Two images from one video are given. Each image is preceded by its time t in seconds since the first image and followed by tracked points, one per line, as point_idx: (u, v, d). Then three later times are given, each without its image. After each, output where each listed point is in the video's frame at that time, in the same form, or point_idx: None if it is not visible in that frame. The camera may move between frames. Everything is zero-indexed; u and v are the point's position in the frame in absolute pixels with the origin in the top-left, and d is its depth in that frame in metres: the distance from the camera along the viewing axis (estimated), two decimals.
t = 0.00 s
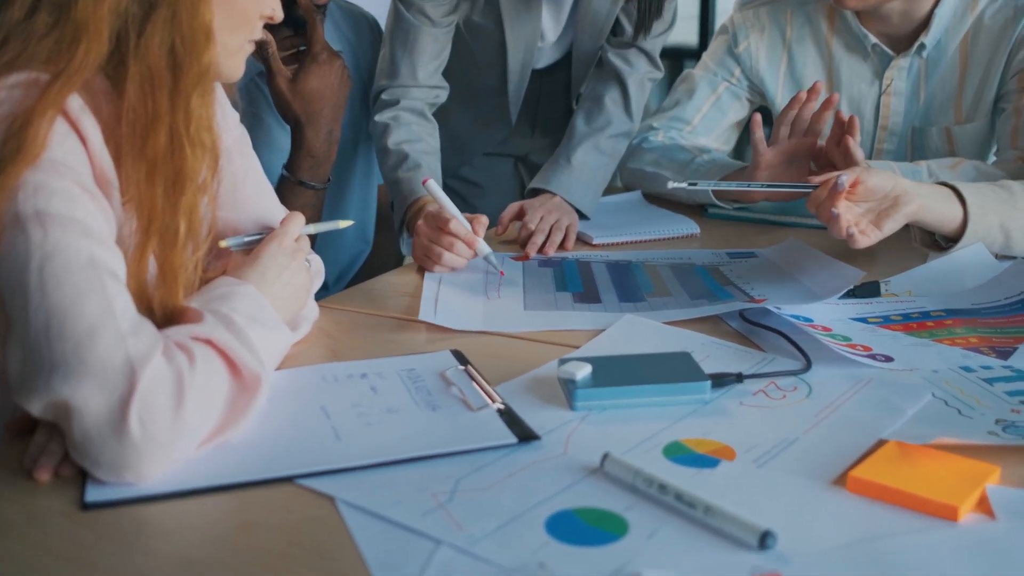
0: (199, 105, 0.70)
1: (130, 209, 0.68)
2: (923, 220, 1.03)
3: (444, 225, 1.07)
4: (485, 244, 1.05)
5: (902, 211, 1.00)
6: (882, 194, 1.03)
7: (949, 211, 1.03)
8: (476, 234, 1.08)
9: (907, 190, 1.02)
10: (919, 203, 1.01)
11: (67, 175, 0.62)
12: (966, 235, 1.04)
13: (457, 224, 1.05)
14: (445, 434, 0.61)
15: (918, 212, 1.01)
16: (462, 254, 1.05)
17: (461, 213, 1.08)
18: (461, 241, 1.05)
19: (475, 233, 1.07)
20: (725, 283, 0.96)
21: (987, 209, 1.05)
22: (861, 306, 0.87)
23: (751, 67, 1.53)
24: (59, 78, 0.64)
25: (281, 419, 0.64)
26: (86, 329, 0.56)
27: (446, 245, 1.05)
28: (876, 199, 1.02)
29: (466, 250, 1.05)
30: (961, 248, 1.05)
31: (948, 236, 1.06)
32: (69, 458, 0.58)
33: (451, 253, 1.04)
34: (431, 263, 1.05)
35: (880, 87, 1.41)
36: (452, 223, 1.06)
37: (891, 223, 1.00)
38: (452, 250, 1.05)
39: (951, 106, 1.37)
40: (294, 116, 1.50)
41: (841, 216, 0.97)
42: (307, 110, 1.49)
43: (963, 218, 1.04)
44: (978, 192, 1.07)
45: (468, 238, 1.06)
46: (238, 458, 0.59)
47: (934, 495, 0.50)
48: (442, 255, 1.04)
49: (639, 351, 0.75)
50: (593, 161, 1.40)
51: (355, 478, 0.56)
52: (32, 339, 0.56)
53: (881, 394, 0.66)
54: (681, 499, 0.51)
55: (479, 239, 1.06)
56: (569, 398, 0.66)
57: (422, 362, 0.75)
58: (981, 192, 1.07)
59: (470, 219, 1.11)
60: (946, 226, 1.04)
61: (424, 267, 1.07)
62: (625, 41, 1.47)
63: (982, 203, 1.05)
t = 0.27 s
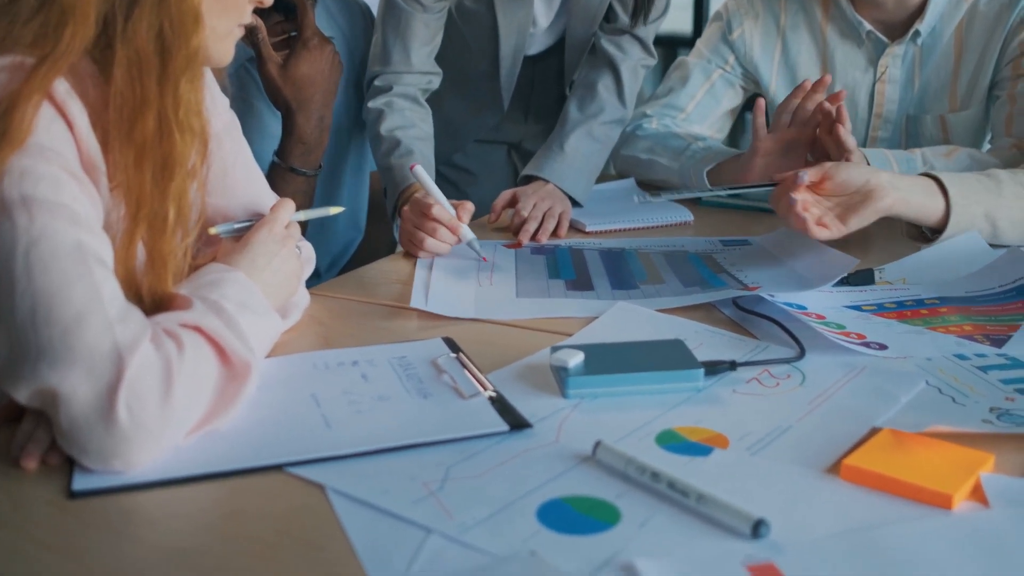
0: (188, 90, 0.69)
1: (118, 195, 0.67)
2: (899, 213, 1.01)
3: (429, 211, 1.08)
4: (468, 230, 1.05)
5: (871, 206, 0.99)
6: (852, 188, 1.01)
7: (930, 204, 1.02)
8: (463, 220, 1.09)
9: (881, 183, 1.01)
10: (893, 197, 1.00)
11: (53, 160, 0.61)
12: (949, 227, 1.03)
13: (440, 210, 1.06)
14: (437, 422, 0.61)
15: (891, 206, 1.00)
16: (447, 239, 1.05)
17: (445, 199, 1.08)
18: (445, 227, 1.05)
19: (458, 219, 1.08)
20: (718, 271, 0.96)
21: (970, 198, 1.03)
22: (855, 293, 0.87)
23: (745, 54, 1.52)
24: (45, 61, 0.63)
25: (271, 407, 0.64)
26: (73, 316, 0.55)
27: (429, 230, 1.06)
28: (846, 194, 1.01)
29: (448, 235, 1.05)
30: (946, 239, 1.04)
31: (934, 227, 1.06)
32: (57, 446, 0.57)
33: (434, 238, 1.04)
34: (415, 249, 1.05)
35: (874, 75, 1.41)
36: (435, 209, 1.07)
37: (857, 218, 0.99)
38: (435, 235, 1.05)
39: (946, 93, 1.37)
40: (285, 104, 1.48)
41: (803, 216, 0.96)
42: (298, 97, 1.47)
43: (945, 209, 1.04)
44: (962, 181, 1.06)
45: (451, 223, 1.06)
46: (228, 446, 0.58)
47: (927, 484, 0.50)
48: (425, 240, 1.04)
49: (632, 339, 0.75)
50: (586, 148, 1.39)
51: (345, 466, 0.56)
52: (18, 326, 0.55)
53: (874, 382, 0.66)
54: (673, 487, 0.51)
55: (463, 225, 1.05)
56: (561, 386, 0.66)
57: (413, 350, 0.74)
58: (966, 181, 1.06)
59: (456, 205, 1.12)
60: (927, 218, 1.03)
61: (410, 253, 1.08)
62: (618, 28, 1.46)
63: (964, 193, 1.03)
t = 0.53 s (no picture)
0: (178, 81, 0.68)
1: (107, 188, 0.66)
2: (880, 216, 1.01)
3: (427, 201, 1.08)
4: (466, 221, 1.06)
5: (851, 210, 0.98)
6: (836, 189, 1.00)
7: (913, 207, 1.01)
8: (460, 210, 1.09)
9: (864, 187, 0.99)
10: (874, 201, 0.99)
11: (40, 151, 0.60)
12: (936, 226, 1.02)
13: (438, 201, 1.06)
14: (431, 418, 0.60)
15: (873, 210, 0.99)
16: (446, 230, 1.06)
17: (443, 190, 1.08)
18: (444, 218, 1.05)
19: (455, 210, 1.08)
20: (714, 265, 0.95)
21: (956, 196, 1.03)
22: (851, 289, 0.86)
23: (741, 47, 1.51)
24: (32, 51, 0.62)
25: (262, 402, 0.63)
26: (61, 311, 0.54)
27: (427, 222, 1.06)
28: (828, 196, 1.01)
29: (448, 226, 1.05)
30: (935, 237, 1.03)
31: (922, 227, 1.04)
32: (44, 443, 0.56)
33: (433, 229, 1.05)
34: (413, 241, 1.06)
35: (871, 69, 1.40)
36: (433, 200, 1.07)
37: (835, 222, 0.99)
38: (434, 226, 1.05)
39: (943, 87, 1.36)
40: (277, 95, 1.46)
41: (793, 213, 0.95)
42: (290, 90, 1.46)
43: (930, 209, 1.02)
44: (949, 178, 1.05)
45: (450, 214, 1.06)
46: (218, 442, 0.58)
47: (927, 483, 0.50)
48: (424, 232, 1.05)
49: (628, 334, 0.74)
50: (582, 142, 1.39)
51: (336, 463, 0.55)
52: (5, 320, 0.55)
53: (871, 379, 0.65)
54: (670, 486, 0.50)
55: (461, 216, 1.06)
56: (556, 382, 0.65)
57: (406, 345, 0.73)
58: (952, 178, 1.05)
59: (453, 194, 1.11)
60: (911, 219, 1.02)
61: (407, 244, 1.08)
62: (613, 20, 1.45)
63: (950, 191, 1.02)
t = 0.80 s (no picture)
0: (170, 79, 0.67)
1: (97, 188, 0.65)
2: (877, 218, 1.00)
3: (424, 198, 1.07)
4: (463, 218, 1.05)
5: (848, 213, 0.98)
6: (831, 192, 1.00)
7: (908, 209, 1.00)
8: (456, 207, 1.08)
9: (859, 189, 1.00)
10: (871, 202, 0.99)
11: (27, 150, 0.58)
12: (930, 227, 1.00)
13: (435, 198, 1.06)
14: (427, 422, 0.59)
15: (870, 211, 0.99)
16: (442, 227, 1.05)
17: (439, 186, 1.07)
18: (440, 215, 1.05)
19: (452, 207, 1.08)
20: (712, 265, 0.94)
21: (952, 199, 1.01)
22: (851, 290, 0.85)
23: (739, 45, 1.50)
24: (20, 47, 0.61)
25: (256, 406, 0.62)
26: (49, 313, 0.53)
27: (425, 218, 1.05)
28: (823, 199, 1.00)
29: (444, 223, 1.05)
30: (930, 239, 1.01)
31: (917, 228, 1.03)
32: (33, 448, 0.55)
33: (430, 226, 1.04)
34: (411, 238, 1.05)
35: (870, 67, 1.39)
36: (429, 197, 1.06)
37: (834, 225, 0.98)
38: (430, 223, 1.05)
39: (942, 86, 1.36)
40: (271, 93, 1.45)
41: (806, 211, 0.95)
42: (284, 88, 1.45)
43: (925, 210, 1.01)
44: (943, 181, 1.04)
45: (446, 211, 1.05)
46: (211, 447, 0.56)
47: (932, 488, 0.49)
48: (421, 229, 1.04)
49: (627, 336, 0.73)
50: (579, 140, 1.38)
51: (331, 468, 0.54)
52: None
53: (873, 381, 0.64)
54: (671, 492, 0.49)
55: (458, 213, 1.05)
56: (554, 385, 0.64)
57: (402, 347, 0.72)
58: (948, 180, 1.04)
59: (449, 192, 1.11)
60: (906, 219, 1.01)
61: (404, 241, 1.07)
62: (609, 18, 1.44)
63: (944, 192, 1.01)
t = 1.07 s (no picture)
0: (164, 80, 0.66)
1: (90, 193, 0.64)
2: (881, 219, 0.99)
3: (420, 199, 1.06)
4: (460, 219, 1.04)
5: (851, 213, 0.97)
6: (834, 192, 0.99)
7: (912, 209, 0.99)
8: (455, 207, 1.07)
9: (862, 189, 0.98)
10: (875, 203, 0.98)
11: (17, 154, 0.57)
12: (936, 229, 0.99)
13: (432, 198, 1.05)
14: (428, 431, 0.58)
15: (874, 212, 0.98)
16: (440, 227, 1.05)
17: (435, 186, 1.06)
18: (438, 215, 1.04)
19: (449, 207, 1.07)
20: (715, 268, 0.93)
21: (957, 200, 1.00)
22: (856, 292, 0.84)
23: (740, 44, 1.49)
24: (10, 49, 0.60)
25: (253, 415, 0.61)
26: (40, 321, 0.52)
27: (422, 219, 1.05)
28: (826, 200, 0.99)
29: (441, 224, 1.04)
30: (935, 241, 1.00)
31: (922, 229, 1.02)
32: (25, 460, 0.54)
33: (427, 227, 1.04)
34: (408, 239, 1.04)
35: (872, 66, 1.38)
36: (427, 197, 1.06)
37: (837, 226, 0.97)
38: (428, 224, 1.04)
39: (945, 85, 1.35)
40: (267, 94, 1.43)
41: (811, 209, 0.93)
42: (281, 90, 1.43)
43: (930, 212, 1.00)
44: (947, 181, 1.03)
45: (443, 211, 1.05)
46: (207, 458, 0.55)
47: (946, 499, 0.48)
48: (417, 230, 1.03)
49: (630, 341, 0.72)
50: (578, 141, 1.36)
51: (330, 480, 0.53)
52: None
53: (882, 387, 0.63)
54: (678, 503, 0.48)
55: (454, 213, 1.05)
56: (557, 392, 0.63)
57: (402, 353, 0.71)
58: (953, 181, 1.03)
59: (447, 192, 1.10)
60: (911, 220, 1.00)
61: (402, 242, 1.06)
62: (608, 16, 1.42)
63: (949, 193, 1.00)
